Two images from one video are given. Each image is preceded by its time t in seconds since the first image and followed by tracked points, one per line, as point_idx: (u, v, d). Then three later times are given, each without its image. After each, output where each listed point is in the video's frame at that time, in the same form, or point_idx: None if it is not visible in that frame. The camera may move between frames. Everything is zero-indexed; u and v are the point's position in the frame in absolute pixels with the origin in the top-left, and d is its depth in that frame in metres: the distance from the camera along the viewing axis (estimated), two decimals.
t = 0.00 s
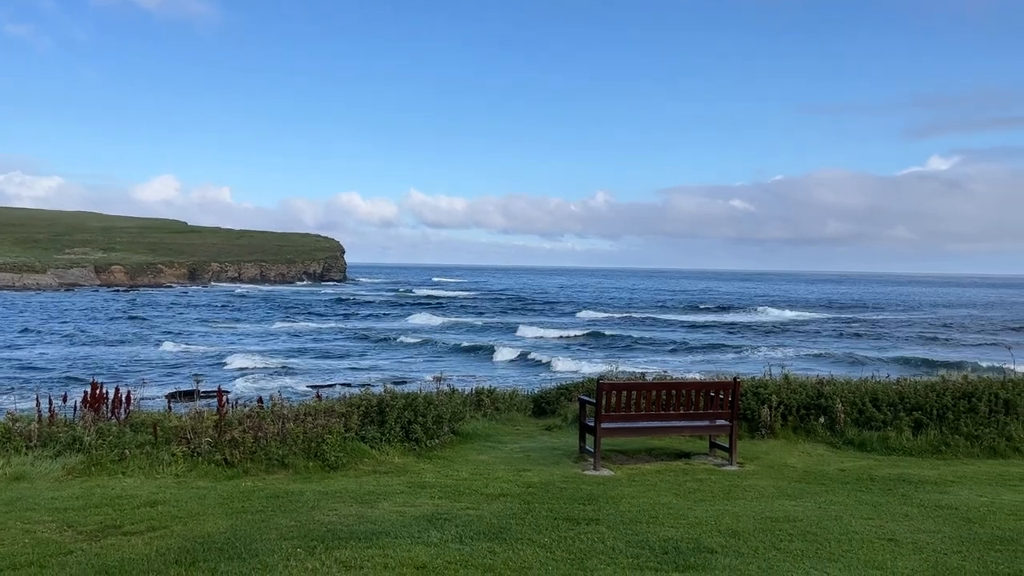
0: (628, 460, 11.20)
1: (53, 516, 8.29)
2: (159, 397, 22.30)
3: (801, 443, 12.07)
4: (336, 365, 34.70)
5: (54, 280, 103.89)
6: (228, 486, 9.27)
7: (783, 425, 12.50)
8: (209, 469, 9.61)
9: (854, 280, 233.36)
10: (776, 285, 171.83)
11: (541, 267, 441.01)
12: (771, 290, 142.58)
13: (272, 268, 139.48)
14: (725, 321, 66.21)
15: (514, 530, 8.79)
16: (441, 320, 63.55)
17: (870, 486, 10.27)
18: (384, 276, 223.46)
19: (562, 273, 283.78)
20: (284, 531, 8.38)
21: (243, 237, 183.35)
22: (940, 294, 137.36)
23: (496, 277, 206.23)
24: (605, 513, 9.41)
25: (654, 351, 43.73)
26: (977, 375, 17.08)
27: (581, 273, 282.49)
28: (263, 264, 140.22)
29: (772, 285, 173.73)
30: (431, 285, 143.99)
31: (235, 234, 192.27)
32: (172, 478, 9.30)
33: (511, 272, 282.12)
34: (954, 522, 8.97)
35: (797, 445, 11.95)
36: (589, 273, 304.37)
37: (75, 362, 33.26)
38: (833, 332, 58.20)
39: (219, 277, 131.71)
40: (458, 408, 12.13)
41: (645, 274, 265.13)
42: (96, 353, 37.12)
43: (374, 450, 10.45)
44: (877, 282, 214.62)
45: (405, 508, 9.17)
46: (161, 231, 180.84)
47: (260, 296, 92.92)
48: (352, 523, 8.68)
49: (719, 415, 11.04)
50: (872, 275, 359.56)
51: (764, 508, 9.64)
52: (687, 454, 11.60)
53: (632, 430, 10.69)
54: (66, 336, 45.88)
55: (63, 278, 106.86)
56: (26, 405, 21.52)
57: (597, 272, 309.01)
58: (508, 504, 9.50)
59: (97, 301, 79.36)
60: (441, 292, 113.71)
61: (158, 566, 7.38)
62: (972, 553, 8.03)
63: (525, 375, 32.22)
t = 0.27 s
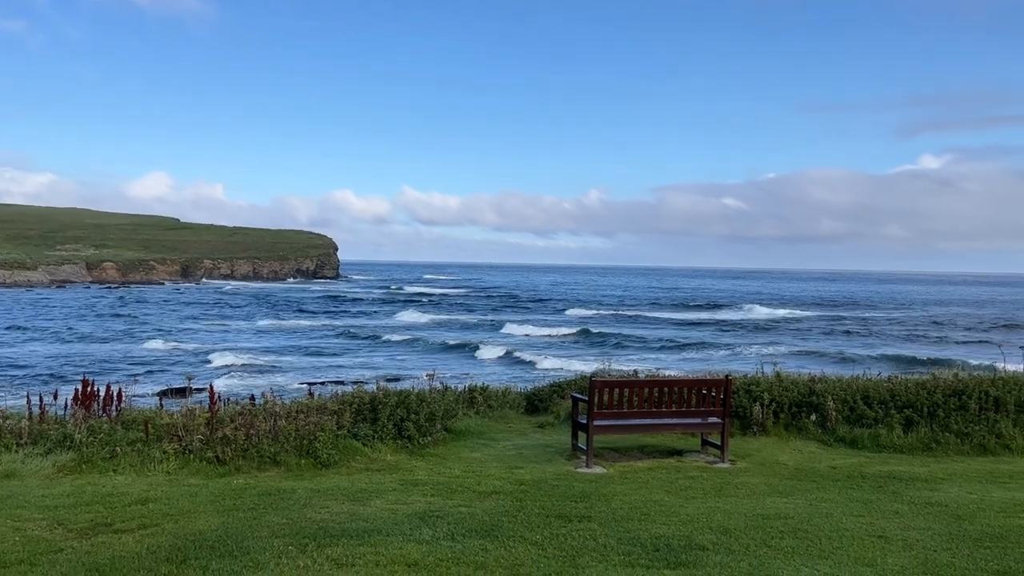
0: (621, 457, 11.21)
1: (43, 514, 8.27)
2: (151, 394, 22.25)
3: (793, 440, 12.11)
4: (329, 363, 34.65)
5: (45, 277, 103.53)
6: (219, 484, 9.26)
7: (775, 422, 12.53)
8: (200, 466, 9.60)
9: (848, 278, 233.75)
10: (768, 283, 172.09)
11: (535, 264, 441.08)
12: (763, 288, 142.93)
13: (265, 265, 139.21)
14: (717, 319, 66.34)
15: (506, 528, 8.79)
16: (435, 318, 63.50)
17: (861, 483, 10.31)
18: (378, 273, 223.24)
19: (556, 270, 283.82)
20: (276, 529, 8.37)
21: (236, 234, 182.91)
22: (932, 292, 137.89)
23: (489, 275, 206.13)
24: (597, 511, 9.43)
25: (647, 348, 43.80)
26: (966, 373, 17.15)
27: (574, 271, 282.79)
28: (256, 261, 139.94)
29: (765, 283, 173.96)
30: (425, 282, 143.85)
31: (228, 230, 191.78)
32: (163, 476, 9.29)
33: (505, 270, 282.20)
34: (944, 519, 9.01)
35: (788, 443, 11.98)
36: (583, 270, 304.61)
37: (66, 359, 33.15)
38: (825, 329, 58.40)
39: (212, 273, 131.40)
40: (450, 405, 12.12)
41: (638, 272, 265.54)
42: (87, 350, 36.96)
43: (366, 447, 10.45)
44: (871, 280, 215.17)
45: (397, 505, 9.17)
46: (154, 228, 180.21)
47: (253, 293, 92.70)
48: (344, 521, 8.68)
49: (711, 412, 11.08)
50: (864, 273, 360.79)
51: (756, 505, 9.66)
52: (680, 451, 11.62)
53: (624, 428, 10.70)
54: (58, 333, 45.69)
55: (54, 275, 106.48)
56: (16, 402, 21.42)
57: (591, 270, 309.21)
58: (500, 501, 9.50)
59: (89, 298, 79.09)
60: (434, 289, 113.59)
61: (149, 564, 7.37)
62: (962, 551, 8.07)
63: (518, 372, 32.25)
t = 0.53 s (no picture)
0: (618, 455, 11.22)
1: (39, 512, 8.25)
2: (148, 393, 22.22)
3: (789, 438, 12.13)
4: (325, 361, 34.59)
5: (42, 275, 103.38)
6: (216, 482, 9.26)
7: (771, 420, 12.55)
8: (197, 464, 9.59)
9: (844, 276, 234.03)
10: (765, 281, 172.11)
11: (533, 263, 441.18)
12: (760, 287, 143.08)
13: (262, 264, 139.12)
14: (714, 317, 66.37)
15: (503, 526, 8.80)
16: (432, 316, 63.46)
17: (857, 481, 10.33)
18: (375, 271, 223.14)
19: (553, 269, 283.90)
20: (272, 527, 8.37)
21: (233, 233, 182.75)
22: (928, 291, 138.06)
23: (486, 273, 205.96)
24: (594, 509, 9.43)
25: (644, 347, 43.81)
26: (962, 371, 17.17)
27: (572, 270, 282.82)
28: (253, 260, 139.84)
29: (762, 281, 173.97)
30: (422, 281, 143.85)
31: (225, 229, 191.55)
32: (160, 474, 9.28)
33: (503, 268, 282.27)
34: (939, 517, 9.03)
35: (785, 441, 12.00)
36: (580, 269, 304.73)
37: (64, 358, 33.10)
38: (822, 328, 58.48)
39: (209, 272, 131.28)
40: (447, 404, 12.11)
41: (635, 271, 265.66)
42: (83, 349, 36.86)
43: (363, 445, 10.44)
44: (868, 278, 215.53)
45: (394, 503, 9.17)
46: (151, 226, 180.10)
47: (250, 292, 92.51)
48: (340, 519, 8.68)
49: (708, 411, 11.09)
50: (861, 272, 361.34)
51: (753, 503, 9.67)
52: (676, 450, 11.63)
53: (621, 426, 10.71)
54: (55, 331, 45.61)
55: (51, 273, 106.30)
56: (12, 400, 21.35)
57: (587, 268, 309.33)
58: (497, 499, 9.51)
59: (85, 297, 78.89)
60: (431, 288, 113.50)
61: (145, 562, 7.37)
62: (958, 548, 8.08)
63: (515, 371, 32.25)
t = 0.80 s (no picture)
0: (620, 454, 11.22)
1: (43, 511, 8.27)
2: (151, 392, 22.23)
3: (792, 437, 12.12)
4: (328, 360, 34.59)
5: (45, 274, 103.55)
6: (219, 481, 9.27)
7: (774, 419, 12.54)
8: (201, 463, 9.60)
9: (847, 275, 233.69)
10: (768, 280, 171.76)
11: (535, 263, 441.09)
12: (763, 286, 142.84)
13: (265, 263, 139.24)
14: (717, 316, 66.27)
15: (507, 525, 8.80)
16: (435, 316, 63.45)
17: (861, 480, 10.31)
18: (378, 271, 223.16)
19: (555, 268, 283.78)
20: (275, 526, 8.38)
21: (236, 232, 182.89)
22: (931, 289, 137.70)
23: (489, 272, 205.92)
24: (596, 507, 9.44)
25: (647, 346, 43.75)
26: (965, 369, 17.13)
27: (574, 269, 282.73)
28: (256, 259, 139.96)
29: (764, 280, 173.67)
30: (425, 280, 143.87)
31: (228, 228, 191.68)
32: (163, 473, 9.29)
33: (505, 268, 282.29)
34: (943, 516, 9.02)
35: (788, 440, 11.99)
36: (583, 268, 304.58)
37: (68, 357, 33.16)
38: (825, 327, 58.37)
39: (212, 271, 131.41)
40: (450, 403, 12.11)
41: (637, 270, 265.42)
42: (87, 348, 36.90)
43: (366, 444, 10.44)
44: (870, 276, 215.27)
45: (397, 502, 9.18)
46: (153, 226, 180.36)
47: (253, 291, 92.55)
48: (344, 518, 8.68)
49: (711, 410, 11.08)
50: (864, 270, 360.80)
51: (756, 502, 9.67)
52: (679, 449, 11.62)
53: (623, 424, 10.70)
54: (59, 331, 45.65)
55: (54, 273, 106.45)
56: (14, 400, 21.37)
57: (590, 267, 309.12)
58: (500, 498, 9.51)
59: (88, 296, 78.96)
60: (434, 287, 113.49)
61: (150, 561, 7.39)
62: (961, 547, 8.07)
63: (517, 370, 32.23)
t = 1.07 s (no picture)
0: (631, 454, 11.20)
1: (57, 511, 8.31)
2: (164, 392, 22.30)
3: (804, 437, 12.07)
4: (338, 360, 34.67)
5: (57, 275, 104.13)
6: (231, 481, 9.29)
7: (785, 419, 12.49)
8: (212, 463, 9.63)
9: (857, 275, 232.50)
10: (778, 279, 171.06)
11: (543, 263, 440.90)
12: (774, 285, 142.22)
13: (275, 263, 139.63)
14: (726, 316, 66.03)
15: (518, 525, 8.80)
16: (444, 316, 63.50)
17: (873, 480, 10.26)
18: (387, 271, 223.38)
19: (564, 268, 283.54)
20: (286, 526, 8.41)
21: (246, 233, 183.46)
22: (942, 288, 136.79)
23: (498, 272, 205.85)
24: (607, 508, 9.42)
25: (656, 346, 43.62)
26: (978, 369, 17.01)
27: (583, 269, 282.38)
28: (266, 259, 140.36)
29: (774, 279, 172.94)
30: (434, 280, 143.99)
31: (238, 229, 192.31)
32: (175, 473, 9.32)
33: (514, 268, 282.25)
34: (956, 516, 8.97)
35: (800, 440, 11.94)
36: (591, 267, 304.28)
37: (80, 358, 33.33)
38: (835, 327, 58.06)
39: (222, 272, 131.88)
40: (460, 403, 12.11)
41: (646, 269, 264.87)
42: (99, 348, 37.13)
43: (377, 444, 10.46)
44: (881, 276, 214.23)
45: (408, 502, 9.19)
46: (164, 227, 181.17)
47: (263, 292, 92.87)
48: (355, 518, 8.70)
49: (722, 410, 11.05)
50: (874, 270, 359.04)
51: (767, 503, 9.63)
52: (690, 449, 11.59)
53: (634, 424, 10.68)
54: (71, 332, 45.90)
55: (66, 273, 107.02)
56: (29, 400, 21.52)
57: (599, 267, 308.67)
58: (511, 499, 9.50)
59: (100, 297, 79.38)
60: (444, 287, 113.59)
61: (162, 560, 7.42)
62: (975, 548, 8.02)
63: (527, 370, 32.19)
